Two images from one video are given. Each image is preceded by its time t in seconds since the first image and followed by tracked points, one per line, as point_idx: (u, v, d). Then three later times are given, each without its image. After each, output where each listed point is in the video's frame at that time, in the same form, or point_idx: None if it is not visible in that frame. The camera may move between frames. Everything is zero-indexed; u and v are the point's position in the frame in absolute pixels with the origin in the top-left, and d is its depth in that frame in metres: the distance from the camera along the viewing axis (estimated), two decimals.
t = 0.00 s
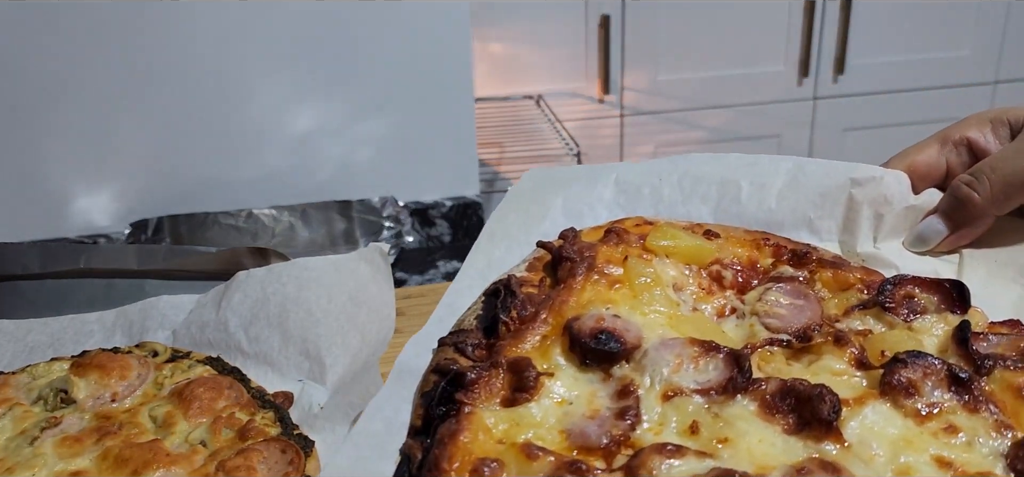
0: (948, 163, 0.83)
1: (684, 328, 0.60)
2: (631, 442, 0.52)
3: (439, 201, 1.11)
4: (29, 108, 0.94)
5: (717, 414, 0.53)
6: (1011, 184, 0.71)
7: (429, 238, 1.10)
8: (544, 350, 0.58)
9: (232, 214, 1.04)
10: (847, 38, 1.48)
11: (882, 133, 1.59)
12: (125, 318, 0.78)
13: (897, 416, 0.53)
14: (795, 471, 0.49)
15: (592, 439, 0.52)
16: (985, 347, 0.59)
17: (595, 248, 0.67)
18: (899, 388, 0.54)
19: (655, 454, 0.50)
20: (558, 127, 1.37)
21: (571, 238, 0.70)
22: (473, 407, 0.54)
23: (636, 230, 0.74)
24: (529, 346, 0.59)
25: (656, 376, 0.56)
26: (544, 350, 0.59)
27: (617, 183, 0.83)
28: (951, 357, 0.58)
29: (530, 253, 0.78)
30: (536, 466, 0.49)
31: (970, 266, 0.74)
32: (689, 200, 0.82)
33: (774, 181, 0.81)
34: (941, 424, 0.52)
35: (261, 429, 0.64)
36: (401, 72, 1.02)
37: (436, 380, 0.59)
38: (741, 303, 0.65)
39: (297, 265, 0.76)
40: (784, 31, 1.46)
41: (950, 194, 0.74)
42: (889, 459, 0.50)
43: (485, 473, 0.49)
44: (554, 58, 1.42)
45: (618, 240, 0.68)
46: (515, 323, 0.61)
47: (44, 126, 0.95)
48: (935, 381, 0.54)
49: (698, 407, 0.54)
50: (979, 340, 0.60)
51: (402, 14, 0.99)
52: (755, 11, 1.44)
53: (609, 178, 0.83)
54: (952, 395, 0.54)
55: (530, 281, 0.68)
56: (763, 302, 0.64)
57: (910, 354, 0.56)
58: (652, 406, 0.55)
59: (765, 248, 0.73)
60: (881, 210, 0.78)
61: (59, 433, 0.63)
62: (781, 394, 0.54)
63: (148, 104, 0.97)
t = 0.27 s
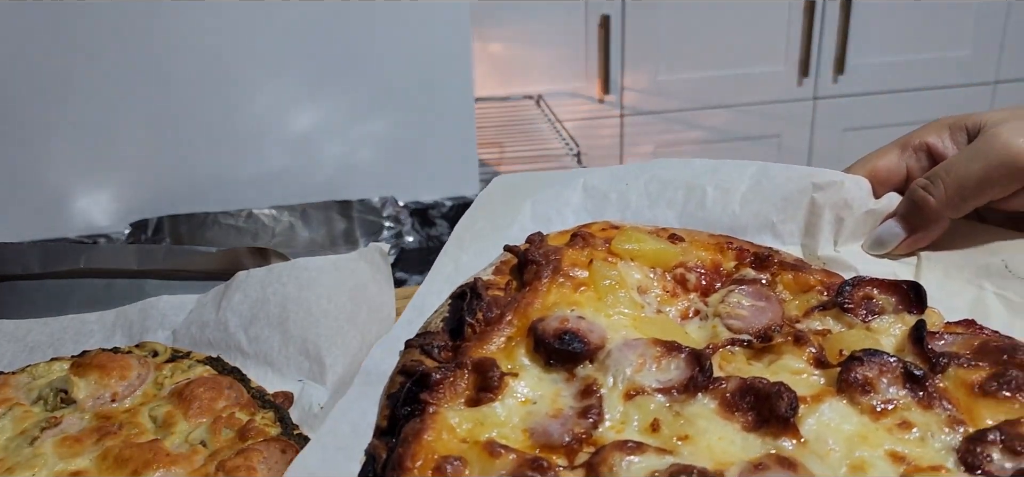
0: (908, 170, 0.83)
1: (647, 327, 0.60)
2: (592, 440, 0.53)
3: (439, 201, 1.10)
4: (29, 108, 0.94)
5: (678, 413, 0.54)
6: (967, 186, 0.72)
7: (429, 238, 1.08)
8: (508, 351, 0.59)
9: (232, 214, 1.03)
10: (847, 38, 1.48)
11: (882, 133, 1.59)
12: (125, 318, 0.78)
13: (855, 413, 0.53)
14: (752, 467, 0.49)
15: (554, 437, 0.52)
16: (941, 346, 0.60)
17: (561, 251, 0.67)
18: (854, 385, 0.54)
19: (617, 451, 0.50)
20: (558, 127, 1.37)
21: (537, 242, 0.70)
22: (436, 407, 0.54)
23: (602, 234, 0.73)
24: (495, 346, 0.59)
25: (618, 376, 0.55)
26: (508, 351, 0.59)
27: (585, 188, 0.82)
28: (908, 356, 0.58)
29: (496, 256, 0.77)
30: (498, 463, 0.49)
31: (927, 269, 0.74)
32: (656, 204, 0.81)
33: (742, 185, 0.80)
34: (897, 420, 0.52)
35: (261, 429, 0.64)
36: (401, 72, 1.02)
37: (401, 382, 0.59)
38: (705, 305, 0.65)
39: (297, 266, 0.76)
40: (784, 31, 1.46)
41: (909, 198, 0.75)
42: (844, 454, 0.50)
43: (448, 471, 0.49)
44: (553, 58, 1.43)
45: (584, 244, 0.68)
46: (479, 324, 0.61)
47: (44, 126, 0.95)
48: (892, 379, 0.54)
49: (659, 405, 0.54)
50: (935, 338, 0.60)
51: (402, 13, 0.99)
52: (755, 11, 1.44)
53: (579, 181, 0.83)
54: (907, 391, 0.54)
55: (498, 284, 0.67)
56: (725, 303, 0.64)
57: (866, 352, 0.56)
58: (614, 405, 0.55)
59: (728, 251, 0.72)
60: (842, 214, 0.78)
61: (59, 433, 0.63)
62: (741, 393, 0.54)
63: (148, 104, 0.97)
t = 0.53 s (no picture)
0: (858, 195, 0.83)
1: (615, 342, 0.63)
2: (563, 444, 0.55)
3: (439, 201, 1.10)
4: (30, 107, 0.94)
5: (642, 417, 0.55)
6: (909, 207, 0.72)
7: (429, 238, 1.08)
8: (484, 364, 0.61)
9: (232, 214, 1.03)
10: (847, 38, 1.48)
11: (882, 133, 1.59)
12: (125, 318, 0.78)
13: (802, 416, 0.55)
14: (709, 465, 0.50)
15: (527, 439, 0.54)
16: (886, 355, 0.61)
17: (533, 271, 0.69)
18: (802, 390, 0.56)
19: (584, 451, 0.52)
20: (558, 127, 1.37)
21: (512, 264, 0.72)
22: (417, 414, 0.56)
23: (573, 255, 0.75)
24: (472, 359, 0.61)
25: (586, 384, 0.58)
26: (483, 363, 0.61)
27: (557, 214, 0.83)
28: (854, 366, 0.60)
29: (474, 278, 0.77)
30: (473, 463, 0.51)
31: (875, 287, 0.74)
32: (624, 229, 0.82)
33: (702, 210, 0.81)
34: (841, 422, 0.54)
35: (261, 429, 0.64)
36: (401, 73, 1.02)
37: (384, 393, 0.60)
38: (669, 322, 0.67)
39: (297, 266, 0.76)
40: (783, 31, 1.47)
41: (856, 220, 0.75)
42: (792, 452, 0.52)
43: (428, 470, 0.51)
44: (553, 59, 1.43)
45: (554, 263, 0.70)
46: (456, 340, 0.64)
47: (44, 126, 0.95)
48: (838, 385, 0.56)
49: (624, 411, 0.56)
50: (878, 348, 0.62)
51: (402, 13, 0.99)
52: (754, 11, 1.44)
53: (553, 207, 0.83)
54: (850, 395, 0.56)
55: (474, 302, 0.70)
56: (684, 321, 0.66)
57: (814, 360, 0.58)
58: (582, 411, 0.57)
59: (691, 271, 0.74)
60: (797, 237, 0.78)
61: (59, 432, 0.63)
62: (698, 398, 0.56)
63: (148, 104, 0.97)
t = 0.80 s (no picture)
0: (818, 216, 0.82)
1: (607, 342, 0.64)
2: (559, 422, 0.57)
3: (439, 201, 1.11)
4: (29, 107, 0.94)
5: (627, 400, 0.58)
6: (864, 232, 0.72)
7: (429, 238, 1.10)
8: (490, 355, 0.63)
9: (232, 214, 1.03)
10: (847, 38, 1.48)
11: (882, 133, 1.59)
12: (125, 318, 0.78)
13: (765, 397, 0.57)
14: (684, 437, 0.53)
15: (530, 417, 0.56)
16: (840, 350, 0.63)
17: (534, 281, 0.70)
18: (766, 376, 0.57)
19: (577, 425, 0.54)
20: (558, 127, 1.37)
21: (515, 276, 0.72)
22: (434, 397, 0.58)
23: (568, 270, 0.74)
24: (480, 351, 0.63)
25: (579, 373, 0.60)
26: (490, 357, 0.63)
27: (554, 234, 0.82)
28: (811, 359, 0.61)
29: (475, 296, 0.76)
30: (484, 435, 0.54)
31: (833, 296, 0.75)
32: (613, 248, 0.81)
33: (680, 225, 0.80)
34: (799, 402, 0.56)
35: (261, 429, 0.64)
36: (401, 73, 1.02)
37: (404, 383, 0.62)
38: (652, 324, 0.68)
39: (297, 265, 0.76)
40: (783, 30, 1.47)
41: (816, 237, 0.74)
42: (755, 426, 0.55)
43: (445, 440, 0.53)
44: (553, 59, 1.42)
45: (551, 274, 0.71)
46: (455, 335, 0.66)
47: (44, 126, 0.95)
48: (799, 371, 0.58)
49: (613, 395, 0.58)
50: (832, 344, 0.63)
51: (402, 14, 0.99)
52: (755, 11, 1.44)
53: (550, 226, 0.83)
54: (805, 378, 0.58)
55: (481, 309, 0.70)
56: (664, 323, 0.67)
57: (776, 351, 0.60)
58: (576, 396, 0.59)
59: (672, 283, 0.74)
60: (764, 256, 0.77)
61: (59, 432, 0.63)
62: (675, 383, 0.58)
63: (148, 104, 0.97)
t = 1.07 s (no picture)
0: (753, 241, 0.84)
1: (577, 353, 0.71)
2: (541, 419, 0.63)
3: (439, 201, 1.11)
4: (30, 107, 0.94)
5: (598, 399, 0.65)
6: (786, 253, 0.77)
7: (429, 238, 1.10)
8: (474, 363, 0.69)
9: (232, 214, 1.03)
10: (846, 38, 1.48)
11: (882, 133, 1.59)
12: (125, 318, 0.78)
13: (716, 392, 0.65)
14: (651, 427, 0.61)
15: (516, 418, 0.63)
16: (777, 352, 0.70)
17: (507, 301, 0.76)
18: (715, 375, 0.66)
19: (558, 420, 0.61)
20: (558, 127, 1.37)
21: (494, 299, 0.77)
22: (429, 403, 0.64)
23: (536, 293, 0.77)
24: (464, 360, 0.69)
25: (554, 377, 0.66)
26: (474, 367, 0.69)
27: (521, 264, 0.83)
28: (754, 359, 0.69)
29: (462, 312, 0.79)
30: (478, 431, 0.61)
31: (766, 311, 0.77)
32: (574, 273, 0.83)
33: (632, 251, 0.83)
34: (745, 395, 0.65)
35: (261, 429, 0.64)
36: (401, 73, 1.02)
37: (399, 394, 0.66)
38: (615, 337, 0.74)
39: (297, 266, 0.76)
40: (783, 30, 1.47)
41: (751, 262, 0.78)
42: (710, 416, 0.63)
43: (443, 437, 0.60)
44: (552, 59, 1.42)
45: (522, 295, 0.75)
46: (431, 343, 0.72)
47: (44, 125, 0.95)
48: (744, 370, 0.66)
49: (586, 395, 0.65)
50: (769, 348, 0.70)
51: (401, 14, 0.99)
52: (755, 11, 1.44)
53: (514, 259, 0.83)
54: (748, 374, 0.66)
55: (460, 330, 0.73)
56: (625, 337, 0.73)
57: (722, 354, 0.67)
58: (554, 396, 0.65)
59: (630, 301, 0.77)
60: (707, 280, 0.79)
61: (59, 432, 0.63)
62: (639, 383, 0.65)
63: (148, 104, 0.97)
